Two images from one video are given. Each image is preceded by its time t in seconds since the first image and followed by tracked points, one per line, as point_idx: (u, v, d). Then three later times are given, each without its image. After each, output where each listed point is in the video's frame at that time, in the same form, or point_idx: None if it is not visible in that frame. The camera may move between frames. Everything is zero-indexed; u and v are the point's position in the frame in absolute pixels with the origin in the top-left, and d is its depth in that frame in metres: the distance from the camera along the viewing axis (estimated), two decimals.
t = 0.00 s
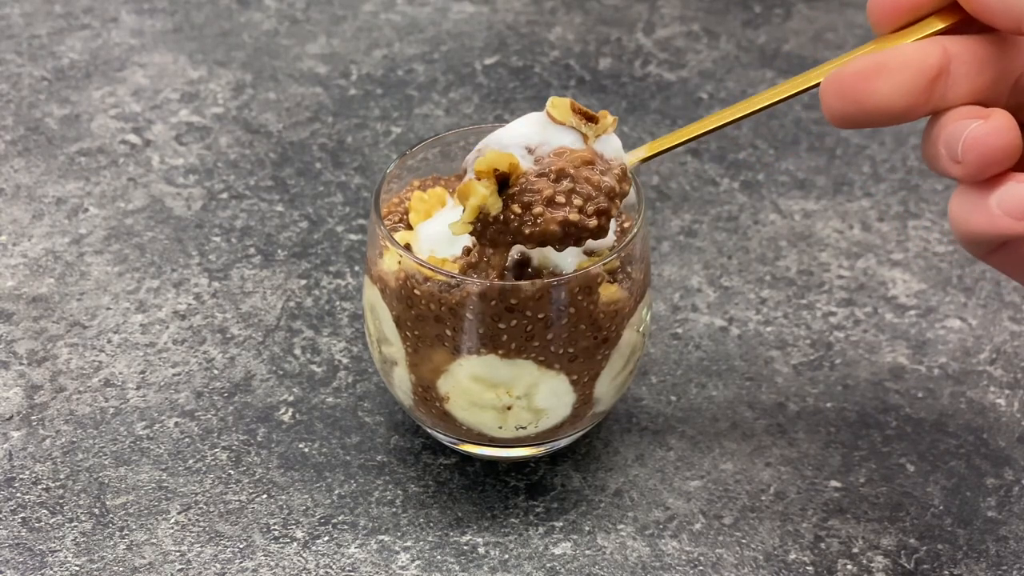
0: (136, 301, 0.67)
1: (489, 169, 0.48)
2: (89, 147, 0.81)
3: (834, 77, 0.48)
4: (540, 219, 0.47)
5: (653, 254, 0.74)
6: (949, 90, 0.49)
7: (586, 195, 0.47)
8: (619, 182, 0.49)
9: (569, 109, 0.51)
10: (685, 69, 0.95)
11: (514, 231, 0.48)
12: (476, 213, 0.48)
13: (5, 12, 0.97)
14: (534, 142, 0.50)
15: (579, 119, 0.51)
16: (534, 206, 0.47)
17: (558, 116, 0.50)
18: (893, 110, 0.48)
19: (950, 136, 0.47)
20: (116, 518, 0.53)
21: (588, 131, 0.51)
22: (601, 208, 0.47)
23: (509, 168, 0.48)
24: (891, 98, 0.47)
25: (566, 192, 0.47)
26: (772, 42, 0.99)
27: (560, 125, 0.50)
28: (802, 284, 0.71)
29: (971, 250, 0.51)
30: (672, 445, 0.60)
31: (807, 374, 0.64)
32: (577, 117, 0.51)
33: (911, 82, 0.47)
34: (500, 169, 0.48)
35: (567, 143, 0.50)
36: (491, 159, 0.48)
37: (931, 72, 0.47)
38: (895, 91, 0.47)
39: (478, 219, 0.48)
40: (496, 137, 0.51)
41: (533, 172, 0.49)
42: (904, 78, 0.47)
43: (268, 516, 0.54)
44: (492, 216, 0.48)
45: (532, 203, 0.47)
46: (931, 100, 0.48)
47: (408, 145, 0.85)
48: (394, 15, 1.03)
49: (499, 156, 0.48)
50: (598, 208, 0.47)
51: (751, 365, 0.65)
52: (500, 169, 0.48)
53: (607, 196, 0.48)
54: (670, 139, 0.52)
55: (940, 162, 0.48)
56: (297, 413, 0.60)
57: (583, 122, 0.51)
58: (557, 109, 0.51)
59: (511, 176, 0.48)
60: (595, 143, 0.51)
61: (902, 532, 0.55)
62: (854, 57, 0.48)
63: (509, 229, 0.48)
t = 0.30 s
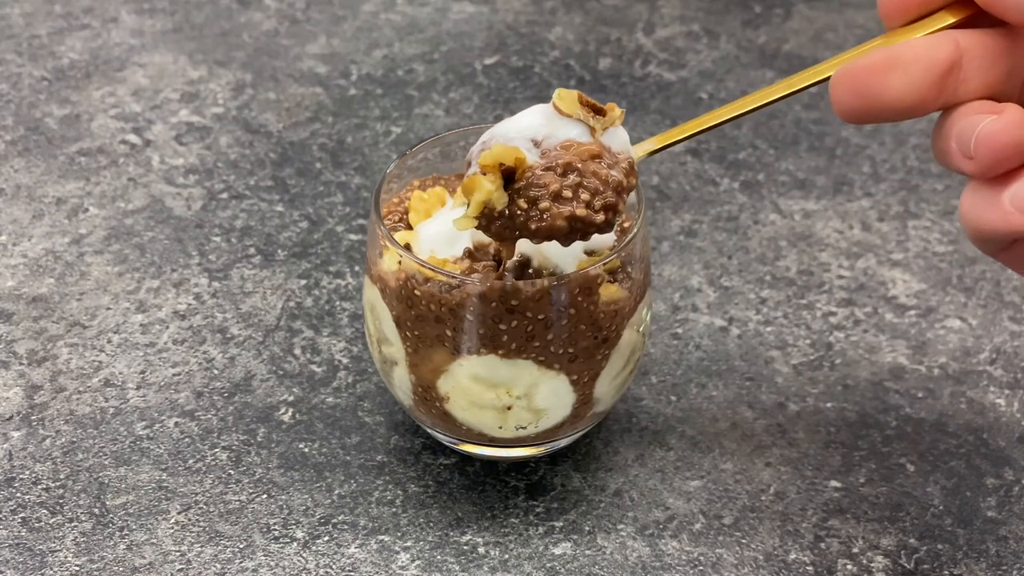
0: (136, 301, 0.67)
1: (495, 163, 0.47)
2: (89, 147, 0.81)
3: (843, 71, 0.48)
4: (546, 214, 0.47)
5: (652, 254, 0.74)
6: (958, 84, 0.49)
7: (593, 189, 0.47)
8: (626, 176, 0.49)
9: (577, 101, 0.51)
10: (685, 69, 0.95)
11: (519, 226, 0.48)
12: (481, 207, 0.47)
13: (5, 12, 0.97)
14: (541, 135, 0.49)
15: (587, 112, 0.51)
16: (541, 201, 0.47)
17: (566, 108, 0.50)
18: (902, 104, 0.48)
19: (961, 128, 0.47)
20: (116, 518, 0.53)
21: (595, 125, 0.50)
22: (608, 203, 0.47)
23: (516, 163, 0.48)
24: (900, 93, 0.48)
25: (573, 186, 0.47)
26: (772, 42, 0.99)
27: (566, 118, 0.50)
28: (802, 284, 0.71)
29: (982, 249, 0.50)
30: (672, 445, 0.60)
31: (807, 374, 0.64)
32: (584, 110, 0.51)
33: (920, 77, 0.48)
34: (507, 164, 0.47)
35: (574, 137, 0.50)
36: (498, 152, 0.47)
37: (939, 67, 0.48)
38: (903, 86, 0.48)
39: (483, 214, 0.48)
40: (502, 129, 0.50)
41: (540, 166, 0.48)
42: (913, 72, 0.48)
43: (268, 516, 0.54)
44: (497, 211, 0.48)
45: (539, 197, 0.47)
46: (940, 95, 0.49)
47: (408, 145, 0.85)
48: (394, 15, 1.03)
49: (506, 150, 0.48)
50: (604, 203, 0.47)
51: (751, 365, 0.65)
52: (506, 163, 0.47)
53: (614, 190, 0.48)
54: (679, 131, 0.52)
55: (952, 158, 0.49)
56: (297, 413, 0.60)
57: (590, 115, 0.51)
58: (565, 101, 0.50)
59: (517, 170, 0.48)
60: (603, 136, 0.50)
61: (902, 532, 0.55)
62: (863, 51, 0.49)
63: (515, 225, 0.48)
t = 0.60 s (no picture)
0: (136, 300, 0.67)
1: (499, 142, 0.47)
2: (89, 147, 0.81)
3: (859, 51, 0.49)
4: (554, 193, 0.47)
5: (653, 254, 0.74)
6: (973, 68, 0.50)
7: (601, 169, 0.47)
8: (635, 157, 0.49)
9: (585, 79, 0.50)
10: (685, 69, 0.95)
11: (526, 206, 0.48)
12: (485, 187, 0.47)
13: (5, 12, 0.97)
14: (548, 115, 0.49)
15: (596, 90, 0.50)
16: (547, 179, 0.47)
17: (574, 87, 0.50)
18: (919, 85, 0.49)
19: (979, 111, 0.48)
20: (116, 518, 0.53)
21: (603, 103, 0.50)
22: (617, 182, 0.47)
23: (521, 142, 0.48)
24: (917, 74, 0.48)
25: (581, 166, 0.47)
26: (772, 42, 0.99)
27: (575, 96, 0.50)
28: (802, 284, 0.71)
29: (997, 234, 0.50)
30: (672, 445, 0.60)
31: (807, 374, 0.64)
32: (593, 88, 0.50)
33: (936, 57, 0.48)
34: (511, 140, 0.47)
35: (582, 116, 0.49)
36: (503, 129, 0.48)
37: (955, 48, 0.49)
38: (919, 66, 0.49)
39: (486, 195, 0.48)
40: (509, 106, 0.50)
41: (546, 145, 0.48)
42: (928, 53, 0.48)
43: (268, 516, 0.54)
44: (502, 191, 0.48)
45: (546, 176, 0.47)
46: (956, 78, 0.50)
47: (408, 145, 0.85)
48: (394, 15, 1.03)
49: (511, 129, 0.48)
50: (613, 183, 0.47)
51: (751, 365, 0.65)
52: (511, 141, 0.47)
53: (623, 170, 0.48)
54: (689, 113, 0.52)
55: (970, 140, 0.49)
56: (297, 413, 0.60)
57: (599, 92, 0.50)
58: (573, 79, 0.50)
59: (523, 148, 0.48)
60: (611, 115, 0.50)
61: (902, 532, 0.55)
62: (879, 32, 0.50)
63: (521, 205, 0.48)
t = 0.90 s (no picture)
0: (136, 301, 0.67)
1: (520, 139, 0.47)
2: (89, 147, 0.81)
3: (892, 55, 0.51)
4: (576, 194, 0.46)
5: (653, 254, 0.74)
6: (1018, 67, 0.50)
7: (625, 169, 0.47)
8: (661, 158, 0.48)
9: (609, 79, 0.50)
10: (685, 69, 0.95)
11: (547, 207, 0.47)
12: (504, 186, 0.47)
13: (5, 12, 0.97)
14: (570, 115, 0.49)
15: (620, 90, 0.50)
16: (569, 179, 0.47)
17: (597, 86, 0.50)
18: (956, 87, 0.50)
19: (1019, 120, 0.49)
20: (116, 518, 0.53)
21: (628, 103, 0.50)
22: (641, 183, 0.47)
23: (541, 140, 0.48)
24: (955, 76, 0.49)
25: (605, 165, 0.47)
26: (772, 42, 0.99)
27: (598, 96, 0.50)
28: (802, 284, 0.71)
29: None
30: (672, 445, 0.60)
31: (807, 374, 0.64)
32: (616, 88, 0.50)
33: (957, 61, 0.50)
34: (532, 139, 0.48)
35: (605, 115, 0.49)
36: (524, 127, 0.48)
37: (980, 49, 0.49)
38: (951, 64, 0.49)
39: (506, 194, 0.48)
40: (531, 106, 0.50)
41: (568, 144, 0.48)
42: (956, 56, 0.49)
43: (268, 516, 0.54)
44: (522, 192, 0.47)
45: (568, 176, 0.47)
46: (998, 81, 0.50)
47: (408, 145, 0.85)
48: (394, 15, 1.03)
49: (531, 126, 0.48)
50: (638, 184, 0.47)
51: (751, 365, 0.65)
52: (532, 138, 0.48)
53: (649, 171, 0.47)
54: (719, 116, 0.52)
55: (1009, 148, 0.52)
56: (297, 413, 0.60)
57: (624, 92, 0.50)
58: (596, 78, 0.50)
59: (543, 147, 0.48)
60: (636, 116, 0.50)
61: (902, 532, 0.55)
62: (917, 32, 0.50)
63: (541, 206, 0.47)
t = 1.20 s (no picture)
0: (136, 300, 0.67)
1: (584, 135, 0.46)
2: (89, 147, 0.81)
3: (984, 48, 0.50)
4: (645, 194, 0.45)
5: (653, 254, 0.74)
6: None
7: (698, 167, 0.46)
8: (735, 155, 0.47)
9: (677, 70, 0.49)
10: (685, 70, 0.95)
11: (613, 208, 0.46)
12: (566, 185, 0.46)
13: (5, 12, 0.97)
14: (635, 108, 0.48)
15: (689, 81, 0.49)
16: (637, 178, 0.46)
17: (664, 76, 0.48)
18: None
19: None
20: (116, 518, 0.53)
21: (699, 94, 0.48)
22: (715, 182, 0.45)
23: (607, 135, 0.47)
24: None
25: (677, 163, 0.46)
26: (772, 42, 0.99)
27: (665, 88, 0.48)
28: (802, 284, 0.71)
29: None
30: (672, 445, 0.60)
31: (807, 374, 0.64)
32: (684, 78, 0.49)
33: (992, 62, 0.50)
34: (598, 133, 0.46)
35: (675, 108, 0.48)
36: (588, 120, 0.46)
37: None
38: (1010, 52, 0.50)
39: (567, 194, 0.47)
40: (595, 97, 0.49)
41: (635, 140, 0.47)
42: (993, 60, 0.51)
43: (268, 516, 0.54)
44: (585, 191, 0.46)
45: (635, 174, 0.46)
46: None
47: (408, 145, 0.85)
48: (394, 15, 1.03)
49: (596, 120, 0.46)
50: (710, 183, 0.45)
51: (751, 365, 0.65)
52: (597, 133, 0.46)
53: (722, 169, 0.46)
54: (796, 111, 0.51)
55: None
56: (297, 413, 0.60)
57: (694, 82, 0.49)
58: (663, 69, 0.48)
59: (609, 142, 0.47)
60: (708, 109, 0.49)
61: (902, 532, 0.55)
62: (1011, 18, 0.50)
63: (606, 207, 0.46)
